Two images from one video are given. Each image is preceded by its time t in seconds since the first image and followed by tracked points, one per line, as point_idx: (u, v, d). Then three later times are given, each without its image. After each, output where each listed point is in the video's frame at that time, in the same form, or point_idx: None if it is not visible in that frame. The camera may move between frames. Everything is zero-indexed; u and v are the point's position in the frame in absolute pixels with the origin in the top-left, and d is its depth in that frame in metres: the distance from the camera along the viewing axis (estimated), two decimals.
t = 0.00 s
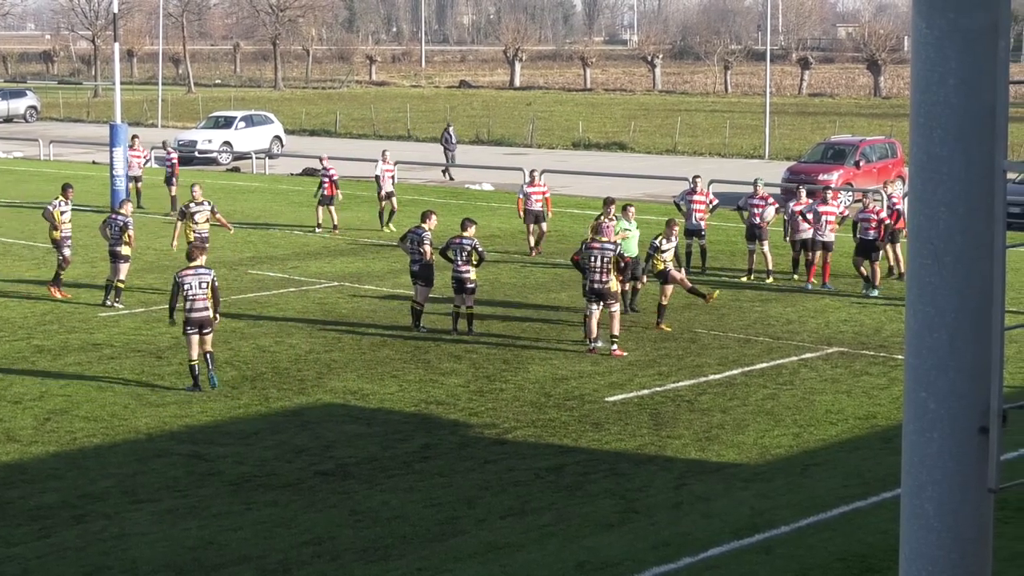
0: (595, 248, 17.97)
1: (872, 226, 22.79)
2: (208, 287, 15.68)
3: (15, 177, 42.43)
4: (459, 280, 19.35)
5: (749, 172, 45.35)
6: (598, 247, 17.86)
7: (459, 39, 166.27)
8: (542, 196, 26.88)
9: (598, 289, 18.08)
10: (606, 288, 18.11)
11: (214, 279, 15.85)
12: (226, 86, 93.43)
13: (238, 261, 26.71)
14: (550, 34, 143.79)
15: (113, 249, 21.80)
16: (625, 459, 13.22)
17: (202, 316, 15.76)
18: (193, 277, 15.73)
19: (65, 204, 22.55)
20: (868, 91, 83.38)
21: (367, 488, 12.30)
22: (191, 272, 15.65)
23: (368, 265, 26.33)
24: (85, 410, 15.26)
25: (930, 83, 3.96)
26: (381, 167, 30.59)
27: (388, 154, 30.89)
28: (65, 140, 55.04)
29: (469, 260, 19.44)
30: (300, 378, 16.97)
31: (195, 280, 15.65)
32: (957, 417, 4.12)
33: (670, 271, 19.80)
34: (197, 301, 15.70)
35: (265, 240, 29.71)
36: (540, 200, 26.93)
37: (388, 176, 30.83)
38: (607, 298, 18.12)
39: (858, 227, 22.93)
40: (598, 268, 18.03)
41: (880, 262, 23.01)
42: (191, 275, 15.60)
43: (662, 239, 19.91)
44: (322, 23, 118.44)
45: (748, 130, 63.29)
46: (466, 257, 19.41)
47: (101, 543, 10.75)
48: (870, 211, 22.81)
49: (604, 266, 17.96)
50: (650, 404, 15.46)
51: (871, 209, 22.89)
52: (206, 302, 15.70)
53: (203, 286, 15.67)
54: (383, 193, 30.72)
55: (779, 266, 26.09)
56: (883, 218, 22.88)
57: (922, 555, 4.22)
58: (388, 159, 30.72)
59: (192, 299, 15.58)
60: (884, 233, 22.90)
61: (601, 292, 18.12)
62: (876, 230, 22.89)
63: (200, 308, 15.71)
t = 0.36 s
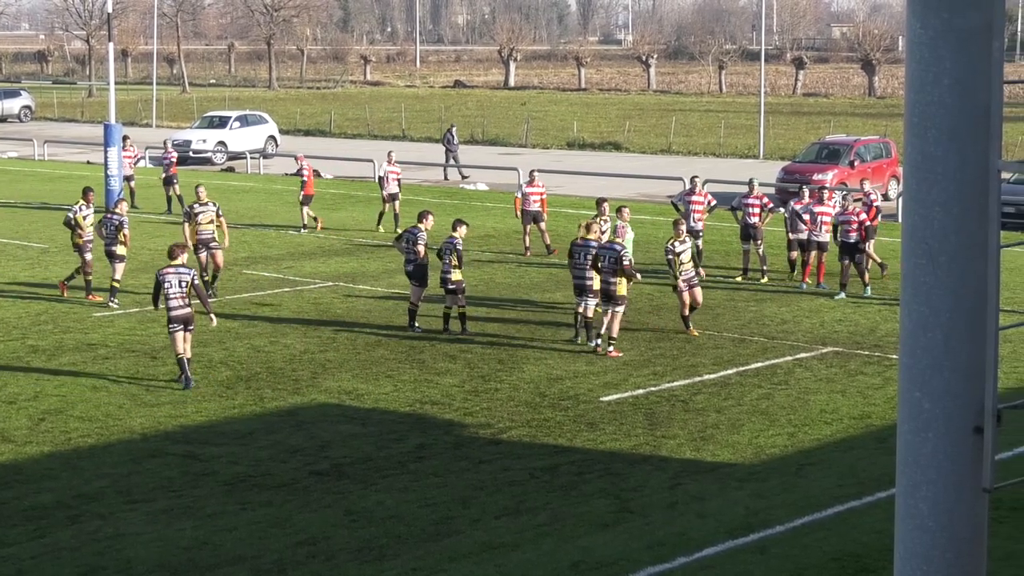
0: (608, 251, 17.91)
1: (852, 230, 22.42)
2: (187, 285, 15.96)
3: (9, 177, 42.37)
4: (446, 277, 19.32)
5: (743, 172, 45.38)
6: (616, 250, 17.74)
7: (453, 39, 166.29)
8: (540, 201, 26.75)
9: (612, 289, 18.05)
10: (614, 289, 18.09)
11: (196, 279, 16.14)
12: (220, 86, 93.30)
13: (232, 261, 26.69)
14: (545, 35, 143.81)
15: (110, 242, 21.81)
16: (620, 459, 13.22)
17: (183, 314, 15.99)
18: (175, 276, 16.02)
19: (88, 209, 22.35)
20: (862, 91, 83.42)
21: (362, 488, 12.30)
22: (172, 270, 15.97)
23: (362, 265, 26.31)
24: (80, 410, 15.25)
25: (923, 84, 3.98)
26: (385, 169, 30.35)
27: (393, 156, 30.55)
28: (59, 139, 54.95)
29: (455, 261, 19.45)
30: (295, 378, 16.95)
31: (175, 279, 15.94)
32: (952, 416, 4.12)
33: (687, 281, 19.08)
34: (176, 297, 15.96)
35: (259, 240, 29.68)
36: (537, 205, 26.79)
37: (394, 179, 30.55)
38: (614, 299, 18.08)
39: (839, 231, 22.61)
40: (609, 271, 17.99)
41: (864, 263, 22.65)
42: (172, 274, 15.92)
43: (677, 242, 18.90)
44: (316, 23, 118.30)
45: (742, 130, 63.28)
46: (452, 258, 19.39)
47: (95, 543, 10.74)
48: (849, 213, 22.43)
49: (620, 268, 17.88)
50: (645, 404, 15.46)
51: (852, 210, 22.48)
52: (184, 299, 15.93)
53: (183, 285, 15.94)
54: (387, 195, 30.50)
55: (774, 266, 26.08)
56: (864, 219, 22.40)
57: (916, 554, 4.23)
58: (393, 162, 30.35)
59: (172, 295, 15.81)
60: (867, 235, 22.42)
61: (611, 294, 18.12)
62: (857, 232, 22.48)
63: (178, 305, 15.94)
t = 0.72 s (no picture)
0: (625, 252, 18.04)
1: (839, 230, 22.59)
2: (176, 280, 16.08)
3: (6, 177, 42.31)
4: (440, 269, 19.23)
5: (741, 172, 45.39)
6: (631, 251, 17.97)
7: (450, 39, 166.22)
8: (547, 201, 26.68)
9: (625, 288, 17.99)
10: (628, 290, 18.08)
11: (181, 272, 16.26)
12: (217, 86, 93.19)
13: (230, 261, 26.68)
14: (542, 35, 143.77)
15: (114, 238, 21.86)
16: (617, 459, 13.22)
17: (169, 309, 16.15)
18: (161, 271, 16.08)
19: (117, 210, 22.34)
20: (860, 91, 83.41)
21: (359, 488, 12.30)
22: (159, 266, 16.02)
23: (360, 266, 26.30)
24: (77, 410, 15.24)
25: (922, 84, 3.99)
26: (393, 168, 30.21)
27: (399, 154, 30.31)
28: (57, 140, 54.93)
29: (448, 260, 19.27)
30: (293, 378, 16.95)
31: (163, 274, 16.02)
32: (949, 416, 4.13)
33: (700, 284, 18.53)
34: (161, 293, 16.04)
35: (257, 240, 29.65)
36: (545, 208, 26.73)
37: (401, 178, 30.45)
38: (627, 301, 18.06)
39: (826, 230, 22.76)
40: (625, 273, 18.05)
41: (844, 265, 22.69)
42: (160, 269, 15.98)
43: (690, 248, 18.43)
44: (314, 23, 118.20)
45: (740, 130, 63.28)
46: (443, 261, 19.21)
47: (93, 543, 10.73)
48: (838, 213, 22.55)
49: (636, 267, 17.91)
50: (642, 404, 15.45)
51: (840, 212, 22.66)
52: (174, 294, 16.12)
53: (171, 280, 16.05)
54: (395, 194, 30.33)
55: (771, 267, 26.10)
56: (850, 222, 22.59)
57: (915, 555, 4.23)
58: (399, 161, 30.14)
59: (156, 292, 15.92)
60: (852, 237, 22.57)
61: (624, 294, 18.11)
62: (843, 233, 22.63)
63: (163, 300, 16.06)
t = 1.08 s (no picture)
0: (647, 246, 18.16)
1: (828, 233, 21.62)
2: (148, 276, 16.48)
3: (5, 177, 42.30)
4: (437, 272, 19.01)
5: (739, 172, 45.40)
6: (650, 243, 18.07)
7: (449, 39, 166.10)
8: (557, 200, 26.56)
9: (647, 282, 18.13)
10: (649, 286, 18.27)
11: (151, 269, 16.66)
12: (216, 86, 93.14)
13: (228, 262, 26.67)
14: (540, 34, 143.72)
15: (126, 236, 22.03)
16: (616, 458, 13.22)
17: (141, 304, 16.49)
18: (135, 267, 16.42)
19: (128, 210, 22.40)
20: (858, 91, 83.40)
21: (358, 488, 12.29)
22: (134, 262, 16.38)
23: (358, 265, 26.29)
24: (76, 410, 15.23)
25: (920, 83, 3.99)
26: (402, 170, 30.08)
27: (407, 155, 30.26)
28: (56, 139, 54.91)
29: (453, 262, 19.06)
30: (291, 378, 16.95)
31: (137, 270, 16.37)
32: (947, 414, 4.14)
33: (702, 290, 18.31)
34: (136, 288, 16.39)
35: (255, 240, 29.65)
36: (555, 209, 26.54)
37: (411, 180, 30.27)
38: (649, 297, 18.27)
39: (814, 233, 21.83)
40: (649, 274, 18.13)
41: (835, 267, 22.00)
42: (135, 265, 16.32)
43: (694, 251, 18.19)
44: (312, 24, 118.27)
45: (738, 130, 63.27)
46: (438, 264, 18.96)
47: (91, 543, 10.73)
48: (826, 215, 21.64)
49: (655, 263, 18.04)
50: (641, 404, 15.45)
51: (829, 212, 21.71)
52: (145, 288, 16.47)
53: (144, 276, 16.42)
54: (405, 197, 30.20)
55: (769, 266, 26.08)
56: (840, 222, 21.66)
57: (913, 555, 4.24)
58: (409, 162, 30.14)
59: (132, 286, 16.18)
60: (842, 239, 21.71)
61: (648, 290, 18.29)
62: (833, 236, 21.71)
63: (139, 296, 16.40)
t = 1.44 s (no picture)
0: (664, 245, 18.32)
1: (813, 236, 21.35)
2: (117, 277, 16.61)
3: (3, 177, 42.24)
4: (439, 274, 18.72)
5: (736, 172, 45.37)
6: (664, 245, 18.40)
7: (447, 39, 165.91)
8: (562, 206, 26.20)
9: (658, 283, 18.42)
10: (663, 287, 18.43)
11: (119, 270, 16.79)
12: (213, 86, 92.97)
13: (226, 262, 26.63)
14: (537, 34, 143.56)
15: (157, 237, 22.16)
16: (613, 459, 13.21)
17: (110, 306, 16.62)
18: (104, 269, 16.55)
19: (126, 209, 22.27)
20: (856, 91, 83.29)
21: (355, 488, 12.28)
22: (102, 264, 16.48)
23: (356, 265, 26.26)
24: (73, 410, 15.21)
25: (917, 82, 3.99)
26: (413, 172, 29.62)
27: (418, 158, 29.93)
28: (53, 139, 54.82)
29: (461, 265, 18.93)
30: (289, 378, 16.92)
31: (107, 270, 16.49)
32: (946, 413, 4.14)
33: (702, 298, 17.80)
34: (104, 289, 16.44)
35: (253, 241, 29.60)
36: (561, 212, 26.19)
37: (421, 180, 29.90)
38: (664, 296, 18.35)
39: (800, 235, 21.57)
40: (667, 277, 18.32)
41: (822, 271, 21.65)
42: (105, 265, 16.43)
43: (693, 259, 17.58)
44: (310, 23, 118.02)
45: (736, 130, 63.24)
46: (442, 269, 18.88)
47: (89, 543, 10.72)
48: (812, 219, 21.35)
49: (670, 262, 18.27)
50: (638, 404, 15.44)
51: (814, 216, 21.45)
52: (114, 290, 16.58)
53: (112, 277, 16.53)
54: (413, 198, 29.89)
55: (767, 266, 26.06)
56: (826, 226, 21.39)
57: (911, 554, 4.25)
58: (418, 163, 29.79)
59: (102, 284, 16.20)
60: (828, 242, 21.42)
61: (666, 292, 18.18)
62: (819, 239, 21.45)
63: (109, 297, 16.49)
